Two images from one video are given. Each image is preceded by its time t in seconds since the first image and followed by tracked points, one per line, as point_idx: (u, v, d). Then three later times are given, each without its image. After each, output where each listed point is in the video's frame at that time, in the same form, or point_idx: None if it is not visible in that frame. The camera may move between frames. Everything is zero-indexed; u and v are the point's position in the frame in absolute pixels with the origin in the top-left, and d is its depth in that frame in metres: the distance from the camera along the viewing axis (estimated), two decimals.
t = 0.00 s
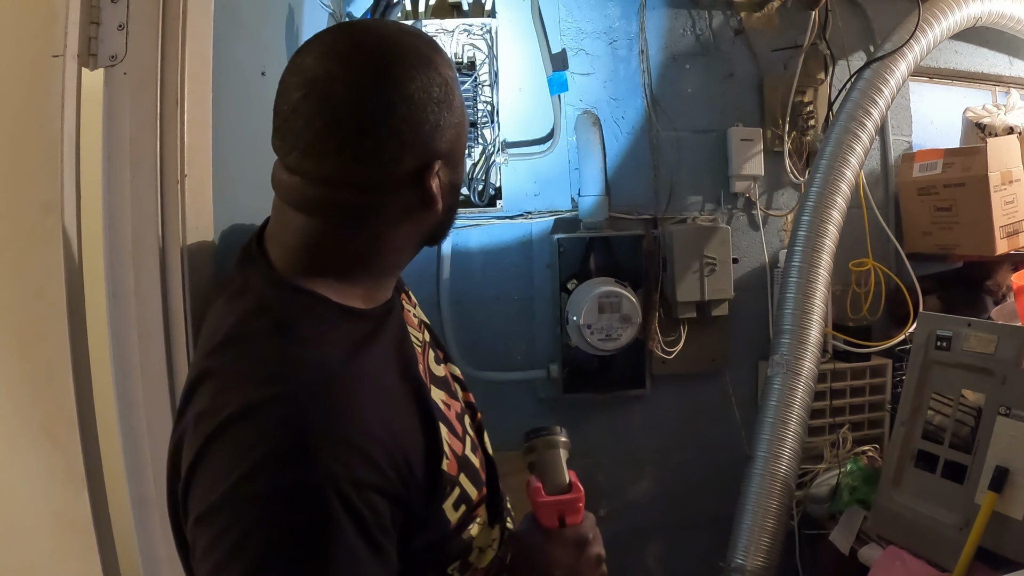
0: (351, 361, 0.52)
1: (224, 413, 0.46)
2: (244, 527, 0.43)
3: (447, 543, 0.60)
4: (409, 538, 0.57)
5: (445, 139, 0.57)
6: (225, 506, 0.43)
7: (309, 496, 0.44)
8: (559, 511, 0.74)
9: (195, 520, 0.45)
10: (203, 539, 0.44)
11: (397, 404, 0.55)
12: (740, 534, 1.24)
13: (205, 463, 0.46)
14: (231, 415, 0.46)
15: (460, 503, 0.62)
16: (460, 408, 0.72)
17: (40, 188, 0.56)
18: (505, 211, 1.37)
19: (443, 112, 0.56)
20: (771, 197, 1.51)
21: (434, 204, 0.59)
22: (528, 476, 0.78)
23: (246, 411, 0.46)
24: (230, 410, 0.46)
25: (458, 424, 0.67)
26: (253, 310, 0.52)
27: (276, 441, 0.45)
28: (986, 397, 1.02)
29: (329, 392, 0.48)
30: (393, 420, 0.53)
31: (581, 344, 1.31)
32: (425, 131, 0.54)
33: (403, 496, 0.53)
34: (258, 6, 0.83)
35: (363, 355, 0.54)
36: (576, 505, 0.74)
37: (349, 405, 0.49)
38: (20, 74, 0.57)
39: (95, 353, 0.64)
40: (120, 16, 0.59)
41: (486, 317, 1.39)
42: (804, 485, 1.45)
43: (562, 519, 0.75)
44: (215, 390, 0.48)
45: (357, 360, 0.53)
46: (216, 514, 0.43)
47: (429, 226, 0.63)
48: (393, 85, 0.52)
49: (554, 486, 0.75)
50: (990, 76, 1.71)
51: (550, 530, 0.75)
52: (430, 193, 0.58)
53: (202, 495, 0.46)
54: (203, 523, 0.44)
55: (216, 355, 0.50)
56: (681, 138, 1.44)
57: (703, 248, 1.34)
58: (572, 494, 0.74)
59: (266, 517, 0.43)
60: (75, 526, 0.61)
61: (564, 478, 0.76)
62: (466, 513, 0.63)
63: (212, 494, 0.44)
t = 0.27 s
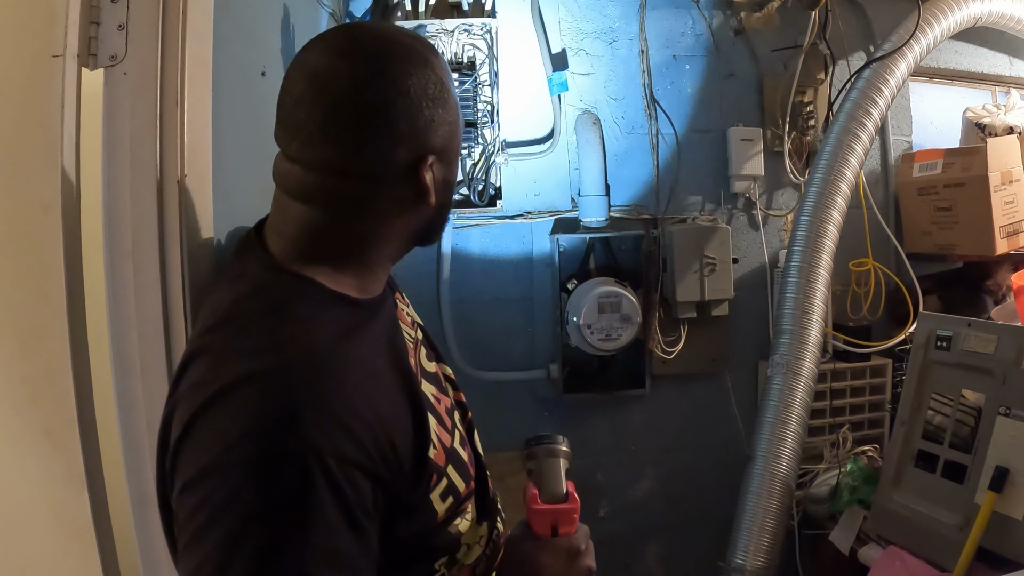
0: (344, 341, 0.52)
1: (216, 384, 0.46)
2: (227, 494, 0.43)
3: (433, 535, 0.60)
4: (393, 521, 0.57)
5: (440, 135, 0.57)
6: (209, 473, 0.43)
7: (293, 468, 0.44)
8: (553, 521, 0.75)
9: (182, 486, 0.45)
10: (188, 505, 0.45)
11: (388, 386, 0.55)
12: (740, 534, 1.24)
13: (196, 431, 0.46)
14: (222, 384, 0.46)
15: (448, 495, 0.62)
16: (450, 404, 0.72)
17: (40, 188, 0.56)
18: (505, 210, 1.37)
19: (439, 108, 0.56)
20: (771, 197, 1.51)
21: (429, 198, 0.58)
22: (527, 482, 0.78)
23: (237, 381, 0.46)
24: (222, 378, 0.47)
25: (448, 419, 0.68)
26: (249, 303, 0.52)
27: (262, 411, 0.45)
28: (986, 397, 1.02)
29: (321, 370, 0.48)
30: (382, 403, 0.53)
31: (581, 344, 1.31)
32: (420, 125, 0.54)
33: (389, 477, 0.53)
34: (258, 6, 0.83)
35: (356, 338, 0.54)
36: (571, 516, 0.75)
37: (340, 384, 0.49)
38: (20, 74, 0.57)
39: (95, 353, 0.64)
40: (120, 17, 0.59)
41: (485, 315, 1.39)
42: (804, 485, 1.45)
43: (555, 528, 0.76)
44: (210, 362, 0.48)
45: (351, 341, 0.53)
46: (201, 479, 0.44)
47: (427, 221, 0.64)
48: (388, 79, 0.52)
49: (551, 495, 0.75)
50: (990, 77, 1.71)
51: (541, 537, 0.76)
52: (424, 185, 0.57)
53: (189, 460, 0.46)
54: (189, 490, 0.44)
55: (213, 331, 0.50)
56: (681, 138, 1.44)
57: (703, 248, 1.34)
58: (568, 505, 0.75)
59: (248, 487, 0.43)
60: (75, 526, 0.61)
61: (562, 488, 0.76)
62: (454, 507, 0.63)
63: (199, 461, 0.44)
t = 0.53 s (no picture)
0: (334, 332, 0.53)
1: (207, 370, 0.47)
2: (209, 477, 0.43)
3: (424, 533, 0.61)
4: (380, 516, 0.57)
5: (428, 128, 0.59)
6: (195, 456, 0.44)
7: (274, 451, 0.44)
8: (551, 522, 0.74)
9: (169, 472, 0.46)
10: (175, 490, 0.45)
11: (377, 376, 0.55)
12: (740, 534, 1.24)
13: (186, 417, 0.46)
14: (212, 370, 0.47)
15: (440, 491, 0.62)
16: (445, 401, 0.71)
17: (40, 188, 0.56)
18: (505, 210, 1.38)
19: (420, 98, 0.58)
20: (771, 197, 1.51)
21: (410, 185, 0.59)
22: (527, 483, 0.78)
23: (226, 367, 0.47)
24: (213, 364, 0.47)
25: (442, 414, 0.67)
26: (247, 301, 0.52)
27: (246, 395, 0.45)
28: (986, 397, 1.02)
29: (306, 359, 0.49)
30: (370, 393, 0.53)
31: (581, 344, 1.31)
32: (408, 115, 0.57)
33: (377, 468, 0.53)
34: (258, 6, 0.84)
35: (345, 330, 0.54)
36: (570, 517, 0.74)
37: (324, 371, 0.49)
38: (20, 74, 0.57)
39: (95, 354, 0.64)
40: (120, 17, 0.60)
41: (485, 314, 1.39)
42: (804, 485, 1.45)
43: (553, 529, 0.75)
44: (202, 352, 0.49)
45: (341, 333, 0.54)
46: (187, 463, 0.44)
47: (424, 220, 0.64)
48: (366, 70, 0.55)
49: (551, 495, 0.75)
50: (990, 77, 1.71)
51: (540, 539, 0.75)
52: (402, 172, 0.58)
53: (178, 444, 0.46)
54: (177, 474, 0.45)
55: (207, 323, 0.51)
56: (681, 137, 1.44)
57: (703, 248, 1.34)
58: (568, 506, 0.74)
59: (228, 470, 0.43)
60: (75, 526, 0.61)
61: (561, 488, 0.76)
62: (447, 503, 0.63)
63: (186, 445, 0.45)
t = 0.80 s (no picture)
0: (325, 337, 0.52)
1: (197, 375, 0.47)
2: (198, 483, 0.43)
3: (418, 539, 0.61)
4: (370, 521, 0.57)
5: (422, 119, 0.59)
6: (184, 462, 0.44)
7: (262, 458, 0.44)
8: (550, 537, 0.74)
9: (160, 474, 0.46)
10: (166, 492, 0.45)
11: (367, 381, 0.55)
12: (740, 534, 1.24)
13: (176, 421, 0.47)
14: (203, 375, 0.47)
15: (433, 498, 0.62)
16: (441, 406, 0.71)
17: (41, 188, 0.57)
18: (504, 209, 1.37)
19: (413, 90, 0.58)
20: (771, 197, 1.51)
21: (411, 180, 0.59)
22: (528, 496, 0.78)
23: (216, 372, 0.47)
24: (205, 369, 0.47)
25: (437, 421, 0.67)
26: (246, 301, 0.52)
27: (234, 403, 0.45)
28: (987, 397, 1.02)
29: (295, 365, 0.48)
30: (360, 399, 0.53)
31: (581, 344, 1.31)
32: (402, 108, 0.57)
33: (367, 474, 0.53)
34: (257, 6, 0.84)
35: (338, 335, 0.54)
36: (570, 533, 0.74)
37: (315, 376, 0.49)
38: (20, 74, 0.57)
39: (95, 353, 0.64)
40: (120, 17, 0.60)
41: (485, 314, 1.39)
42: (804, 485, 1.45)
43: (553, 545, 0.75)
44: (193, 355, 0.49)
45: (333, 336, 0.53)
46: (176, 469, 0.44)
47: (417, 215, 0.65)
48: (359, 58, 0.54)
49: (551, 510, 0.75)
50: (990, 77, 1.71)
51: (538, 552, 0.75)
52: (404, 167, 0.58)
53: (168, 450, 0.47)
54: (167, 479, 0.45)
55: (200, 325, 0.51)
56: (681, 137, 1.44)
57: (703, 248, 1.34)
58: (568, 522, 0.74)
59: (216, 478, 0.43)
60: (75, 525, 0.61)
61: (562, 503, 0.76)
62: (440, 510, 0.63)
63: (176, 450, 0.45)
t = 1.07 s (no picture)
0: (318, 342, 0.52)
1: (188, 378, 0.47)
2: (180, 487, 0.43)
3: (412, 546, 0.61)
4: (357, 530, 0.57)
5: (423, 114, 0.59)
6: (168, 464, 0.44)
7: (245, 465, 0.44)
8: (550, 554, 0.73)
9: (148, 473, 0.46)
10: (153, 492, 0.45)
11: (360, 387, 0.55)
12: (740, 533, 1.24)
13: (166, 422, 0.47)
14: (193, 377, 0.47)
15: (429, 510, 0.62)
16: (447, 415, 0.71)
17: (40, 188, 0.56)
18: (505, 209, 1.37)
19: (410, 84, 0.58)
20: (771, 197, 1.51)
21: (401, 175, 0.59)
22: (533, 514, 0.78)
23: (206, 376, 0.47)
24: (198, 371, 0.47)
25: (440, 433, 0.67)
26: (243, 303, 0.52)
27: (221, 408, 0.45)
28: (986, 397, 1.02)
29: (284, 372, 0.48)
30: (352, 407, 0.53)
31: (581, 344, 1.31)
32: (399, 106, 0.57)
33: (354, 481, 0.53)
34: (257, 6, 0.84)
35: (333, 339, 0.54)
36: (569, 552, 0.72)
37: (304, 384, 0.49)
38: (19, 73, 0.57)
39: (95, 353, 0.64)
40: (120, 17, 0.60)
41: (485, 315, 1.39)
42: (804, 485, 1.45)
43: (551, 561, 0.73)
44: (186, 357, 0.49)
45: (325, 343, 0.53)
46: (160, 472, 0.45)
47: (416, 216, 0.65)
48: (354, 53, 0.54)
49: (552, 526, 0.74)
50: (990, 77, 1.71)
51: (536, 567, 0.74)
52: (392, 165, 0.58)
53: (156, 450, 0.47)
54: (153, 480, 0.45)
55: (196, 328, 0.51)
56: (681, 137, 1.44)
57: (703, 248, 1.34)
58: (568, 540, 0.73)
59: (199, 483, 0.43)
60: (74, 526, 0.61)
61: (564, 520, 0.75)
62: (436, 522, 0.63)
63: (162, 452, 0.45)
